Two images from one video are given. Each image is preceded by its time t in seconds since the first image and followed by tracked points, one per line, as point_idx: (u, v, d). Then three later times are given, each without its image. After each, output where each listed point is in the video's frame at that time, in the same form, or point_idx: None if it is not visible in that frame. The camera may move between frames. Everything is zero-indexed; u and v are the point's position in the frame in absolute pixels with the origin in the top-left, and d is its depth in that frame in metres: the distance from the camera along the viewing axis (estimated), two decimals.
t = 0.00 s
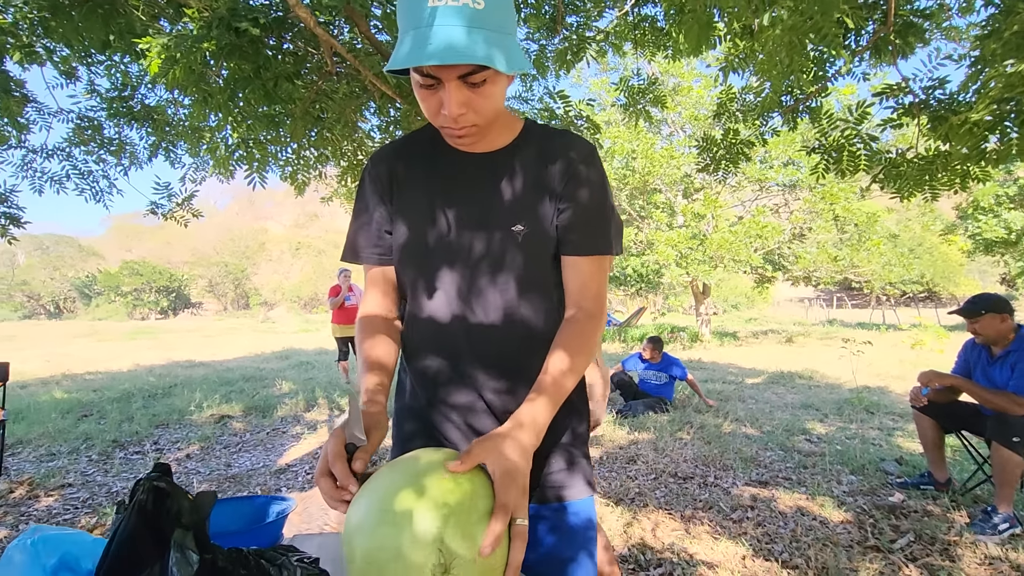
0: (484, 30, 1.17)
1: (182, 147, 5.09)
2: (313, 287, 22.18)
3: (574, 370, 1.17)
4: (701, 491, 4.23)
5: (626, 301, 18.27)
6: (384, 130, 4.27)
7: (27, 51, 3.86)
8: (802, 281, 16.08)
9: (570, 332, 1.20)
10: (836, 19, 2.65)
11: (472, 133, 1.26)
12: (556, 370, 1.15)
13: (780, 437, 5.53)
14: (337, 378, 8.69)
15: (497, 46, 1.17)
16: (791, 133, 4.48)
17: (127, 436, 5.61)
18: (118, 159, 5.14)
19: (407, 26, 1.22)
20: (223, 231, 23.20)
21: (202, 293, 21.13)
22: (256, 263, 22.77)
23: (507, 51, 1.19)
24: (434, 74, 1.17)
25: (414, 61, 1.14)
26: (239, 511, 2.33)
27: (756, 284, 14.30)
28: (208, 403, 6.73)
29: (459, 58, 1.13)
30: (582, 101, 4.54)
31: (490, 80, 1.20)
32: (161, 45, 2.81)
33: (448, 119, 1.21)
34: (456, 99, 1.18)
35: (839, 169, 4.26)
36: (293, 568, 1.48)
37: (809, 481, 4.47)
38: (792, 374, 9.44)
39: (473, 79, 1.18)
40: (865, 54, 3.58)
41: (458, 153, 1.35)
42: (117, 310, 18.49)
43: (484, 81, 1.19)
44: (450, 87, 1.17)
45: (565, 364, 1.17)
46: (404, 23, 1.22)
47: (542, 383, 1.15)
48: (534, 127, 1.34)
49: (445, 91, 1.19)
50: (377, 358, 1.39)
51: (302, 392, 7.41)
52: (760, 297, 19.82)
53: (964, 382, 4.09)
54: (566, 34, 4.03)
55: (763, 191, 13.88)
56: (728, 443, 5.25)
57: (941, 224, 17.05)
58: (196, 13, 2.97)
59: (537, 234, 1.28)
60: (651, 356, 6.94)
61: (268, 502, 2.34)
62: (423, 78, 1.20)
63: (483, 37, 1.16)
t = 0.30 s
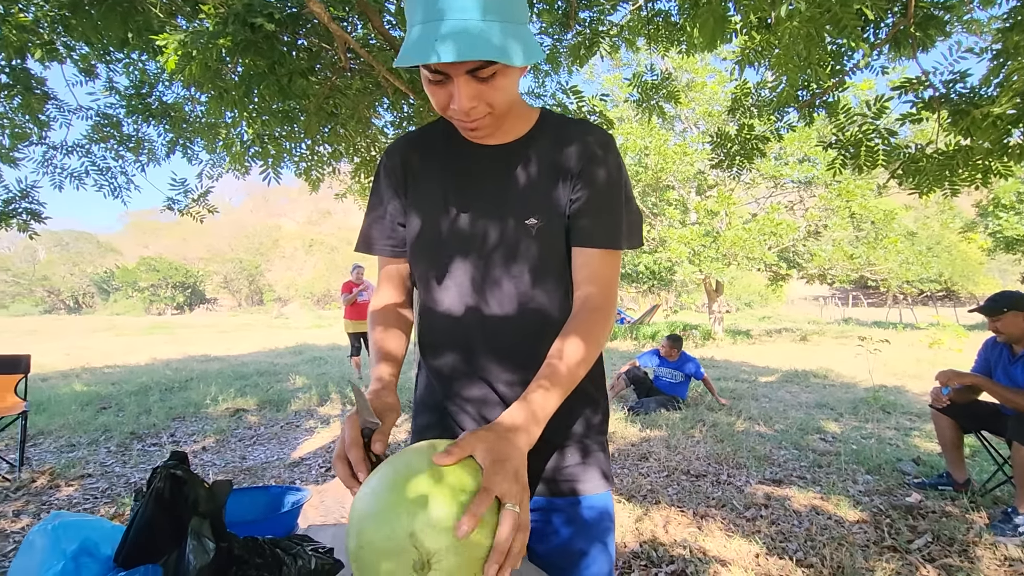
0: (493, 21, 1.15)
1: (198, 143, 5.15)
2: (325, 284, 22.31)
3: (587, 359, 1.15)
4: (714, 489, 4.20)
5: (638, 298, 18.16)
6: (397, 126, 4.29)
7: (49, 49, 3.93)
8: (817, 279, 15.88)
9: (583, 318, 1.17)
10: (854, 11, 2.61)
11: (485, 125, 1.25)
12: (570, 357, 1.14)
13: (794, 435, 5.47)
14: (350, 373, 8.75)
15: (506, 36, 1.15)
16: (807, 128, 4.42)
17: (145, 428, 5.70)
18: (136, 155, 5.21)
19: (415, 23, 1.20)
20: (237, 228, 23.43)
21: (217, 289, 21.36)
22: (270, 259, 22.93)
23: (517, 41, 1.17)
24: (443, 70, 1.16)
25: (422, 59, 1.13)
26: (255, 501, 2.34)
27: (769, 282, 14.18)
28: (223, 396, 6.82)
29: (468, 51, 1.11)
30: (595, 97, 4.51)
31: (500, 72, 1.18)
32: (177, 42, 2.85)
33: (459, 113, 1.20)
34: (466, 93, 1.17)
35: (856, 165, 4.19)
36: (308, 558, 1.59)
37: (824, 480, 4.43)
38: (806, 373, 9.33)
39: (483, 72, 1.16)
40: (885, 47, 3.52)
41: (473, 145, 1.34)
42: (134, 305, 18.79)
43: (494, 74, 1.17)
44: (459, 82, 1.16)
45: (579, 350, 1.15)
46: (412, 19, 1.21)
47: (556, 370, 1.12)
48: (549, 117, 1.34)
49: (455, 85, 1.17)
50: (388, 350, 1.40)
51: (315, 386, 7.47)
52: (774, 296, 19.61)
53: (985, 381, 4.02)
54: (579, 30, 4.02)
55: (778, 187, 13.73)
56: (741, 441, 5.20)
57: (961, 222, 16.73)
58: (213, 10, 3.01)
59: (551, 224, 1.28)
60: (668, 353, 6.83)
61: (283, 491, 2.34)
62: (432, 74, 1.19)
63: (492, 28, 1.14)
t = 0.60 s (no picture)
0: (488, 24, 1.13)
1: (215, 145, 5.22)
2: (339, 284, 22.45)
3: (600, 355, 1.13)
4: (728, 494, 4.14)
5: (651, 301, 18.04)
6: (410, 126, 4.30)
7: (70, 52, 4.01)
8: (833, 283, 15.64)
9: (594, 315, 1.15)
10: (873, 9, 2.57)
11: (490, 126, 1.24)
12: (583, 353, 1.11)
13: (811, 441, 5.38)
14: (362, 374, 8.78)
15: (503, 38, 1.13)
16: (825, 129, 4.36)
17: (160, 426, 5.77)
18: (154, 156, 5.28)
19: (411, 30, 1.19)
20: (253, 229, 23.69)
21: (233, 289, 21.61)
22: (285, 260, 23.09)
23: (514, 42, 1.14)
24: (440, 79, 1.15)
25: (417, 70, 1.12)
26: (265, 498, 2.34)
27: (785, 285, 14.01)
28: (237, 395, 6.88)
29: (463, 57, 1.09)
30: (608, 98, 4.50)
31: (498, 77, 1.16)
32: (194, 44, 2.90)
33: (459, 120, 1.19)
34: (464, 98, 1.15)
35: (874, 166, 4.10)
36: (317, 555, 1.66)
37: (840, 487, 4.35)
38: (823, 378, 9.18)
39: (480, 78, 1.14)
40: (905, 46, 3.46)
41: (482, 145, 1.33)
42: (151, 305, 19.10)
43: (492, 79, 1.15)
44: (456, 89, 1.15)
45: (592, 347, 1.12)
46: (408, 27, 1.20)
47: (568, 368, 1.09)
48: (558, 110, 1.31)
49: (453, 92, 1.16)
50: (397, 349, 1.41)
51: (327, 386, 7.51)
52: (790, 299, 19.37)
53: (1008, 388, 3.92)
54: (592, 31, 4.01)
55: (794, 190, 13.57)
56: (755, 446, 5.13)
57: (983, 225, 16.40)
58: (230, 13, 3.05)
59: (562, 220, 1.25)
60: (687, 358, 6.70)
61: (294, 489, 2.35)
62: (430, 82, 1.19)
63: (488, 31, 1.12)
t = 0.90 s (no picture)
0: (492, 36, 1.13)
1: (234, 155, 5.31)
2: (354, 292, 22.63)
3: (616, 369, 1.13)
4: (745, 507, 4.08)
5: (665, 310, 17.92)
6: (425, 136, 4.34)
7: (96, 65, 4.12)
8: (851, 292, 15.41)
9: (611, 326, 1.15)
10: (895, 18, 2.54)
11: (497, 139, 1.24)
12: (600, 369, 1.11)
13: (830, 454, 5.29)
14: (376, 381, 8.82)
15: (507, 51, 1.13)
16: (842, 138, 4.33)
17: (179, 432, 5.84)
18: (175, 166, 5.39)
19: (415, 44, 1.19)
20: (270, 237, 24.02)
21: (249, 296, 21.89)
22: (301, 268, 22.88)
23: (518, 54, 1.14)
24: (446, 92, 1.15)
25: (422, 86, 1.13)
26: (284, 506, 2.38)
27: (802, 294, 13.84)
28: (253, 402, 6.95)
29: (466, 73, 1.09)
30: (622, 107, 4.51)
31: (504, 87, 1.16)
32: (216, 57, 2.98)
33: (466, 133, 1.20)
34: (471, 112, 1.16)
35: (894, 175, 4.05)
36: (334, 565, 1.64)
37: (861, 501, 4.26)
38: (841, 389, 9.03)
39: (486, 90, 1.14)
40: (924, 54, 3.43)
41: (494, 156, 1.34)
42: (171, 311, 19.44)
43: (498, 90, 1.15)
44: (463, 102, 1.15)
45: (608, 363, 1.12)
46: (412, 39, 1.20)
47: (586, 386, 1.09)
48: (569, 117, 1.32)
49: (459, 106, 1.16)
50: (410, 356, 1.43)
51: (342, 394, 7.55)
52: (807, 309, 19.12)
53: None
54: (606, 41, 4.03)
55: (811, 198, 13.45)
56: (772, 458, 5.05)
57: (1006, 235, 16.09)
58: (251, 26, 3.12)
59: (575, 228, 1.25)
60: (707, 370, 6.62)
61: (312, 497, 2.39)
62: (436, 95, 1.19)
63: (492, 43, 1.12)
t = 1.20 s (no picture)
0: (540, 63, 1.13)
1: (253, 171, 5.40)
2: (368, 305, 22.76)
3: (646, 409, 1.16)
4: (766, 530, 4.00)
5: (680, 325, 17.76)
6: (442, 152, 4.38)
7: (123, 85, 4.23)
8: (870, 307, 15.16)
9: (643, 366, 1.18)
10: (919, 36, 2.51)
11: (532, 167, 1.23)
12: (627, 408, 1.15)
13: (852, 474, 5.17)
14: (390, 395, 8.83)
15: (554, 79, 1.13)
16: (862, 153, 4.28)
17: (196, 445, 5.88)
18: (197, 183, 5.49)
19: (459, 64, 1.18)
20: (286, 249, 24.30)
21: (265, 308, 22.08)
22: (315, 281, 22.46)
23: (565, 83, 1.14)
24: (488, 114, 1.15)
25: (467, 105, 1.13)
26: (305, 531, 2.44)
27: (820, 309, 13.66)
28: (269, 415, 6.99)
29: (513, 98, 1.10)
30: (638, 124, 4.51)
31: (548, 113, 1.15)
32: (241, 78, 3.05)
33: (503, 157, 1.18)
34: (511, 136, 1.15)
35: (916, 192, 3.98)
36: None
37: (886, 525, 4.15)
38: (862, 407, 8.85)
39: (530, 114, 1.14)
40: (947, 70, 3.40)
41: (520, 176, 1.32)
42: (189, 323, 19.72)
43: (542, 115, 1.15)
44: (505, 125, 1.15)
45: (636, 401, 1.16)
46: (455, 60, 1.19)
47: (613, 425, 1.14)
48: (601, 141, 1.30)
49: (500, 129, 1.16)
50: (422, 374, 1.44)
51: (357, 408, 7.57)
52: (825, 324, 18.85)
53: None
54: (623, 58, 4.05)
55: (828, 212, 13.32)
56: (793, 478, 4.95)
57: None
58: (275, 47, 3.19)
59: (606, 257, 1.24)
60: (727, 385, 6.54)
61: (334, 523, 2.47)
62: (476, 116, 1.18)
63: (540, 71, 1.13)
